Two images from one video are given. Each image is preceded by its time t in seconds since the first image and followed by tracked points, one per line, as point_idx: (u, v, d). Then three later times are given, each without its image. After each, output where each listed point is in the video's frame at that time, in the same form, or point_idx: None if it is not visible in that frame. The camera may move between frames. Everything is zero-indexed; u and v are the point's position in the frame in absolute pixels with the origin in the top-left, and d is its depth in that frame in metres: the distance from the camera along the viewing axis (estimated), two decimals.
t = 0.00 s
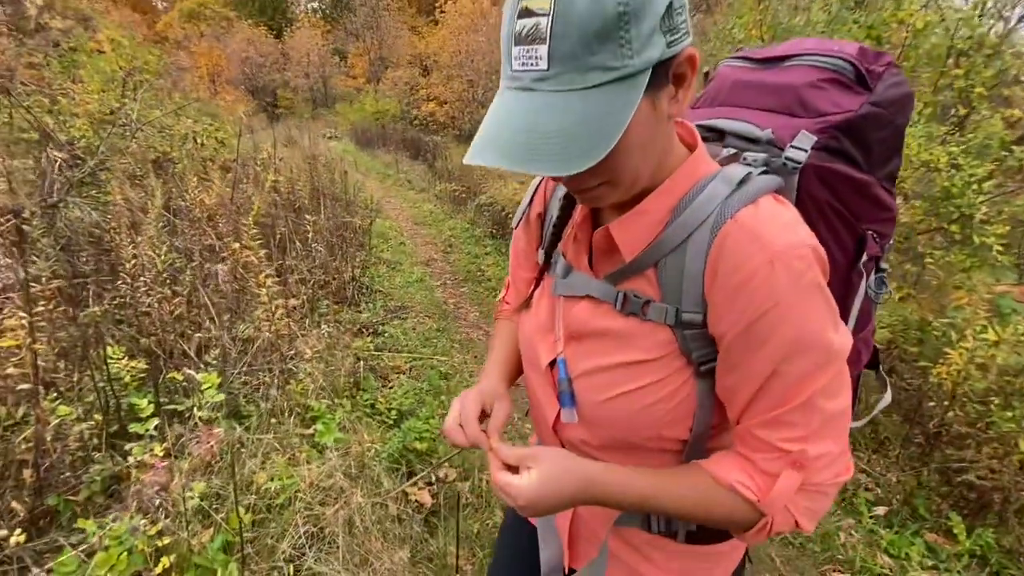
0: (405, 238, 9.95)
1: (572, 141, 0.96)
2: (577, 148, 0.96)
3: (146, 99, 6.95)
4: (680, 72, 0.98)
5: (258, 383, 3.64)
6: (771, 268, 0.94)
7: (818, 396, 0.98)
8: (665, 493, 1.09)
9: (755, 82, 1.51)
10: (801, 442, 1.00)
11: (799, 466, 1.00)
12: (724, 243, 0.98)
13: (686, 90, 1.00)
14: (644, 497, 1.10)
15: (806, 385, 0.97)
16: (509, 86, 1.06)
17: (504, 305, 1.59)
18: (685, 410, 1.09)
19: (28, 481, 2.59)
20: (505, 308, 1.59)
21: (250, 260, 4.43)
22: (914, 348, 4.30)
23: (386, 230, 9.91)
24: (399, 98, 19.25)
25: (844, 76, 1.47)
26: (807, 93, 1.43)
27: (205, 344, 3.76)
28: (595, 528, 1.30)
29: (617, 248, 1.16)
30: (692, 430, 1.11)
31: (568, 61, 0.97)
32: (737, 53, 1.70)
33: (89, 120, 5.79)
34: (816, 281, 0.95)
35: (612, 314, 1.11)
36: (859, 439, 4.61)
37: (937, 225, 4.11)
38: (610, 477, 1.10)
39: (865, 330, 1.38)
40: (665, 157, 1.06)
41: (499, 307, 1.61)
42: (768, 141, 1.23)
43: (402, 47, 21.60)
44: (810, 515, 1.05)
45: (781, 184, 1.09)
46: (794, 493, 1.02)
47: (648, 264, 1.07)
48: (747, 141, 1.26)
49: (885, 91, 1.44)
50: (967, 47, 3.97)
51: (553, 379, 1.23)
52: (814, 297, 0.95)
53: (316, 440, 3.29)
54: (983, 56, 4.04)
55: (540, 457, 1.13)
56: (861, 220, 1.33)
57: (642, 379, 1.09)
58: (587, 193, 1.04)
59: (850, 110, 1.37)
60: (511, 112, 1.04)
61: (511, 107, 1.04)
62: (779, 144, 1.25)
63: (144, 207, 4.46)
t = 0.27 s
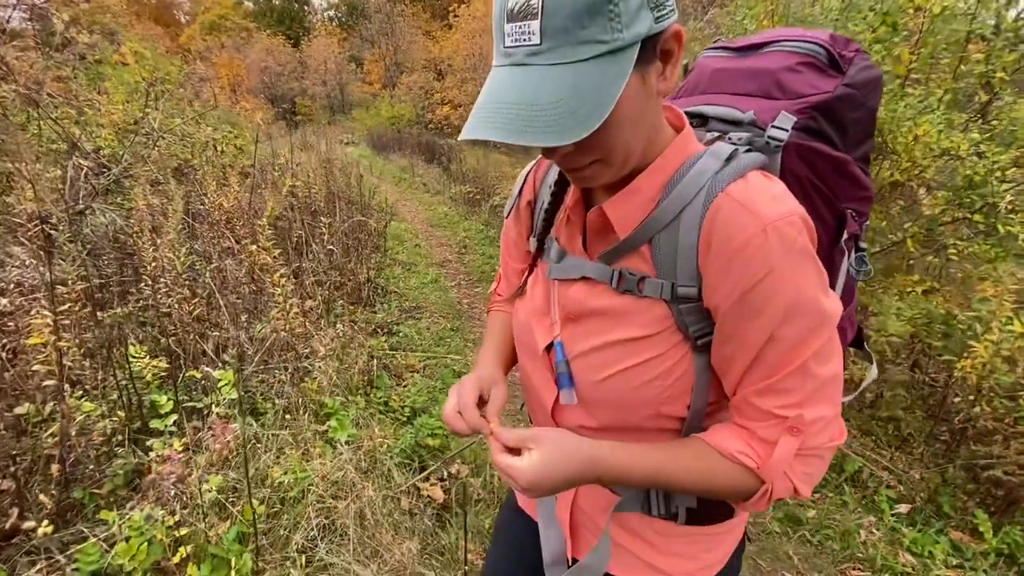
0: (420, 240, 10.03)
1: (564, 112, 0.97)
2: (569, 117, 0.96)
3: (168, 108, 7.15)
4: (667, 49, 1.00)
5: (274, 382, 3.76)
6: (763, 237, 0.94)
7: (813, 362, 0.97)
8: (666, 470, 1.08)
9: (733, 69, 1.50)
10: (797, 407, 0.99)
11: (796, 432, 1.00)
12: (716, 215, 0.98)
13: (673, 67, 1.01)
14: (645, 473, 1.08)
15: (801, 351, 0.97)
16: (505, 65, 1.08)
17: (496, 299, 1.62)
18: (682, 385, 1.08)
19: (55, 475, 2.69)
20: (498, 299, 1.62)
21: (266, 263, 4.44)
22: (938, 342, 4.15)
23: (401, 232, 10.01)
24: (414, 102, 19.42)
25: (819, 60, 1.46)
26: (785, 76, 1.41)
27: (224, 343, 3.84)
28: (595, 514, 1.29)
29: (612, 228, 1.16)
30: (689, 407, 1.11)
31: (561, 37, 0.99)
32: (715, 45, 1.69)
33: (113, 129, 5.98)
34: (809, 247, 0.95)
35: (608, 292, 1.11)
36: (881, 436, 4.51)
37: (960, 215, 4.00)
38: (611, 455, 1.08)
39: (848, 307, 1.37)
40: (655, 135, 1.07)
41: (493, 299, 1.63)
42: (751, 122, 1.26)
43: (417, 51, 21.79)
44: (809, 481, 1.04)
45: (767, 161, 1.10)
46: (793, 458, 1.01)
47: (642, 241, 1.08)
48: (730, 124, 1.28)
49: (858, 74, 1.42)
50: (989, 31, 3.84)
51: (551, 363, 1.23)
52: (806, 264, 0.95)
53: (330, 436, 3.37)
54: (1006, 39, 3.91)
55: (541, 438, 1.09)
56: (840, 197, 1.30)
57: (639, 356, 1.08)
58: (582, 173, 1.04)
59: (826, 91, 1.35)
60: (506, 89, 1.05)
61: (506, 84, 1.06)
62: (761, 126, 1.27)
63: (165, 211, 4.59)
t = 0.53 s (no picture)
0: (427, 244, 10.09)
1: (554, 112, 0.99)
2: (559, 118, 0.98)
3: (179, 118, 7.27)
4: (651, 50, 1.03)
5: (283, 385, 3.82)
6: (751, 228, 0.97)
7: (802, 347, 1.01)
8: (663, 459, 1.09)
9: (715, 67, 1.52)
10: (788, 393, 1.03)
11: (788, 416, 1.03)
12: (705, 209, 1.01)
13: (659, 67, 1.04)
14: (644, 463, 1.10)
15: (790, 338, 1.00)
16: (494, 70, 1.10)
17: (489, 300, 1.64)
18: (676, 375, 1.11)
19: (69, 477, 2.75)
20: (492, 299, 1.65)
21: (274, 268, 4.53)
22: (948, 341, 4.16)
23: (408, 237, 10.08)
24: (421, 109, 19.57)
25: (798, 56, 1.49)
26: (767, 73, 1.43)
27: (233, 347, 3.89)
28: (594, 507, 1.30)
29: (604, 224, 1.18)
30: (684, 398, 1.13)
31: (548, 41, 1.02)
32: (698, 45, 1.71)
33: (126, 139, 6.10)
34: (794, 237, 0.98)
35: (603, 286, 1.13)
36: (890, 437, 4.47)
37: (969, 212, 3.96)
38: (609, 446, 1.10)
39: (836, 295, 1.46)
40: (643, 133, 1.10)
41: (489, 300, 1.65)
42: (736, 118, 1.29)
43: (423, 59, 21.97)
44: (802, 464, 1.07)
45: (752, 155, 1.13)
46: (786, 442, 1.04)
47: (633, 237, 1.10)
48: (716, 121, 1.31)
49: (835, 70, 1.46)
50: (994, 27, 3.82)
51: (547, 358, 1.25)
52: (792, 253, 0.98)
53: (337, 438, 3.43)
54: (1012, 35, 3.88)
55: (541, 432, 1.11)
56: (825, 190, 1.36)
57: (634, 348, 1.10)
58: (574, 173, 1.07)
59: (806, 87, 1.39)
60: (496, 93, 1.08)
61: (496, 88, 1.08)
62: (745, 122, 1.30)
63: (175, 218, 4.68)
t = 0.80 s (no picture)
0: (428, 249, 10.11)
1: (540, 108, 1.01)
2: (545, 115, 1.00)
3: (181, 126, 7.33)
4: (637, 48, 1.04)
5: (283, 389, 3.83)
6: (737, 221, 0.98)
7: (790, 340, 1.01)
8: (655, 453, 1.10)
9: (705, 66, 1.54)
10: (777, 385, 1.03)
11: (778, 409, 1.03)
12: (693, 203, 1.02)
13: (644, 65, 1.05)
14: (636, 456, 1.10)
15: (778, 330, 1.01)
16: (480, 71, 1.12)
17: (487, 297, 1.65)
18: (666, 369, 1.11)
19: (70, 481, 2.76)
20: (489, 297, 1.66)
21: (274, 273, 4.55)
22: (948, 341, 4.09)
23: (409, 242, 10.10)
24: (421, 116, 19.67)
25: (787, 55, 1.51)
26: (755, 71, 1.44)
27: (233, 352, 3.90)
28: (589, 502, 1.30)
29: (595, 220, 1.19)
30: (676, 392, 1.13)
31: (532, 41, 1.04)
32: (688, 44, 1.73)
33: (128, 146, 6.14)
34: (782, 230, 0.99)
35: (594, 281, 1.14)
36: (893, 438, 4.45)
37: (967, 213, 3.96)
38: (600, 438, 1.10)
39: (830, 293, 1.47)
40: (632, 129, 1.11)
41: (485, 296, 1.66)
42: (725, 115, 1.32)
43: (423, 66, 22.11)
44: (792, 456, 1.08)
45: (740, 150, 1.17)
46: (775, 434, 1.05)
47: (623, 232, 1.11)
48: (706, 118, 1.34)
49: (825, 66, 1.46)
50: (990, 28, 3.84)
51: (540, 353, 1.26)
52: (779, 245, 0.99)
53: (338, 441, 3.46)
54: (1007, 36, 3.90)
55: (534, 423, 1.11)
56: (815, 186, 1.37)
57: (626, 342, 1.11)
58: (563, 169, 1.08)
59: (795, 84, 1.40)
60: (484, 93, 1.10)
61: (483, 88, 1.10)
62: (735, 118, 1.33)
63: (177, 224, 4.70)
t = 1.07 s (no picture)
0: (428, 256, 10.11)
1: (523, 98, 1.01)
2: (527, 102, 1.00)
3: (182, 134, 7.37)
4: (627, 46, 1.04)
5: (281, 395, 3.82)
6: (740, 217, 0.98)
7: (795, 338, 1.01)
8: (658, 453, 1.08)
9: (709, 66, 1.57)
10: (781, 385, 1.02)
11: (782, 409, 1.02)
12: (695, 199, 1.02)
13: (635, 63, 1.05)
14: (638, 457, 1.09)
15: (782, 327, 1.00)
16: (468, 64, 1.14)
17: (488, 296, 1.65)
18: (669, 368, 1.10)
19: (65, 488, 2.74)
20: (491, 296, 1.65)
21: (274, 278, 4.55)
22: (950, 346, 4.05)
23: (408, 249, 10.11)
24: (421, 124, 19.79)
25: (791, 54, 1.53)
26: (759, 70, 1.47)
27: (232, 358, 3.89)
28: (588, 504, 1.29)
29: (596, 217, 1.18)
30: (678, 392, 1.12)
31: (518, 33, 1.06)
32: (692, 43, 1.75)
33: (129, 154, 6.17)
34: (785, 227, 0.99)
35: (596, 278, 1.14)
36: (895, 444, 4.42)
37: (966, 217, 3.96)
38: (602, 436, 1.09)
39: (834, 293, 1.46)
40: (625, 128, 1.11)
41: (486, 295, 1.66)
42: (728, 114, 1.34)
43: (423, 75, 22.26)
44: (797, 459, 1.07)
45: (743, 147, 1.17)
46: (780, 435, 1.04)
47: (625, 229, 1.11)
48: (709, 116, 1.36)
49: (829, 65, 1.49)
50: (985, 34, 3.87)
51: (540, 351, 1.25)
52: (782, 242, 0.98)
53: (336, 447, 3.43)
54: (1003, 42, 3.93)
55: (537, 419, 1.10)
56: (820, 185, 1.38)
57: (628, 339, 1.10)
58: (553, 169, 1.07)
59: (799, 83, 1.42)
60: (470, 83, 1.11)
61: (470, 79, 1.11)
62: (738, 117, 1.34)
63: (176, 231, 4.71)
